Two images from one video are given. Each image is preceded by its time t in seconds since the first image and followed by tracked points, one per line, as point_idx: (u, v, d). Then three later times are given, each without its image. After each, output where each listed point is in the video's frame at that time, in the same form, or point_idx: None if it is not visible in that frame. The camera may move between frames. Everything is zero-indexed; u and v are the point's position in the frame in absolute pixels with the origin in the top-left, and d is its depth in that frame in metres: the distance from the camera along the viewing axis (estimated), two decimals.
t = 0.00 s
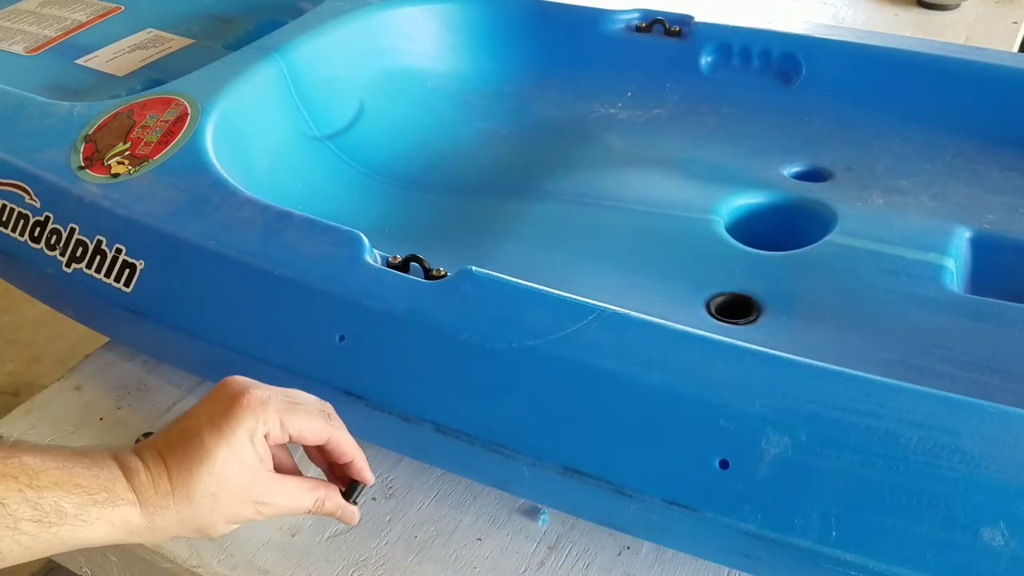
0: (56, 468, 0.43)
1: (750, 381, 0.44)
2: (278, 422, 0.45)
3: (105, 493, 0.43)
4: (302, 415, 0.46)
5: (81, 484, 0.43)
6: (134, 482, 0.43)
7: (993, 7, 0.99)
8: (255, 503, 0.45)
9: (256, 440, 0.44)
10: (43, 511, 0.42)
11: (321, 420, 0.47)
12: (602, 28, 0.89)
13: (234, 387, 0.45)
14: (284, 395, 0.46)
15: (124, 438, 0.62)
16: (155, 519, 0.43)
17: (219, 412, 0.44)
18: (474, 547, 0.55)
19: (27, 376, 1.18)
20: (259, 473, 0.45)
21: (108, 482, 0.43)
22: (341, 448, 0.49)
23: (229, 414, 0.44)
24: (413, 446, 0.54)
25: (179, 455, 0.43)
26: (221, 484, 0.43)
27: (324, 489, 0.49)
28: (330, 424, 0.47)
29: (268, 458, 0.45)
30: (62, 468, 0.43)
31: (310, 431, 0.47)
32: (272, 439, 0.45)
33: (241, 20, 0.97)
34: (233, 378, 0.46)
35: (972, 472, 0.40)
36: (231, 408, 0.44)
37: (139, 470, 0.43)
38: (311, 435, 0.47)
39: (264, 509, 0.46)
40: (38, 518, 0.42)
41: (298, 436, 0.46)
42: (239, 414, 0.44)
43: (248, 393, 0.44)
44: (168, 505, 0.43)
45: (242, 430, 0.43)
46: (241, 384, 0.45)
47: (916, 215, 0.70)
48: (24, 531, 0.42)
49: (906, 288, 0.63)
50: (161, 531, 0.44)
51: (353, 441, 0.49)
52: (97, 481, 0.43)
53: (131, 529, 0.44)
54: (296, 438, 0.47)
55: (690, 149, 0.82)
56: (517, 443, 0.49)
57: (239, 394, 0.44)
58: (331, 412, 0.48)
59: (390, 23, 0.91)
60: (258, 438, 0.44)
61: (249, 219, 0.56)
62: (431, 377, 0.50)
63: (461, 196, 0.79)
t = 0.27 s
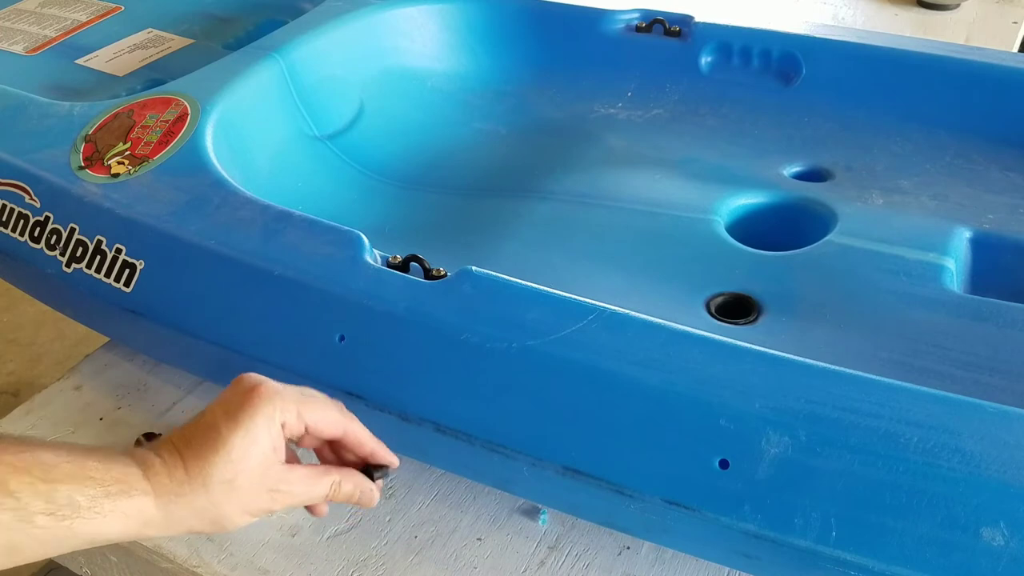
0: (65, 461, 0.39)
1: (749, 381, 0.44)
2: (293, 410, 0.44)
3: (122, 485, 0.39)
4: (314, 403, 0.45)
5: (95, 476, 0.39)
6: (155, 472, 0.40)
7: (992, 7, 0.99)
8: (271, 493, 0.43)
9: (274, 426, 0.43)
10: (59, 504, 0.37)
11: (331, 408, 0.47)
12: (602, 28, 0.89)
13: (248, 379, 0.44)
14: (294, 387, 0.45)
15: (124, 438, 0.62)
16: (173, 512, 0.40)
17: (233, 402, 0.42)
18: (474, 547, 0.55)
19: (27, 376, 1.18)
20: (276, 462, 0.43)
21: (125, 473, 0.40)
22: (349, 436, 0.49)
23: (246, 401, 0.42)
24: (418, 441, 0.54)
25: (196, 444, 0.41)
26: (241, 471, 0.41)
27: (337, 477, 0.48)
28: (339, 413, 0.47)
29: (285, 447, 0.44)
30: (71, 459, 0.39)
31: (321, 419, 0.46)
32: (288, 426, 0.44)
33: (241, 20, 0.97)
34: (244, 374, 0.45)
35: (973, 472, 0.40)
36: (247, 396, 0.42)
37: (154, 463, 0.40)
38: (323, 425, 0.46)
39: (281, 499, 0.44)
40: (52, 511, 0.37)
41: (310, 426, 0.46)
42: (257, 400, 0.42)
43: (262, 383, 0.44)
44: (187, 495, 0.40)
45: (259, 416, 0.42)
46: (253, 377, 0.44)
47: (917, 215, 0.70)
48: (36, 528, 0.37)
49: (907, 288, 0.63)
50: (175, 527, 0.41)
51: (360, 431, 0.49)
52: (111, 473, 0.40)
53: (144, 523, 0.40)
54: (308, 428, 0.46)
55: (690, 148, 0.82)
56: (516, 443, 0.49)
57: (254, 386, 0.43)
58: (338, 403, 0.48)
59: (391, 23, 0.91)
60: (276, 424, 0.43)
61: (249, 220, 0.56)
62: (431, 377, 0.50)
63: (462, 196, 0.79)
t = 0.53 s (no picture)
0: (86, 446, 0.40)
1: (749, 381, 0.44)
2: (323, 387, 0.39)
3: (138, 469, 0.39)
4: (351, 376, 0.40)
5: (110, 461, 0.40)
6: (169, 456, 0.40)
7: (992, 7, 0.99)
8: (305, 476, 0.40)
9: (300, 406, 0.39)
10: (73, 491, 0.39)
11: (366, 381, 0.41)
12: (602, 28, 0.89)
13: (279, 352, 0.40)
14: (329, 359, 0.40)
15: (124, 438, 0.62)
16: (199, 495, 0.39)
17: (260, 378, 0.39)
18: (474, 546, 0.55)
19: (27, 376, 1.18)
20: (308, 443, 0.40)
21: (142, 457, 0.40)
22: (393, 414, 0.43)
23: (271, 379, 0.39)
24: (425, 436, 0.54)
25: (225, 423, 0.39)
26: (267, 453, 0.39)
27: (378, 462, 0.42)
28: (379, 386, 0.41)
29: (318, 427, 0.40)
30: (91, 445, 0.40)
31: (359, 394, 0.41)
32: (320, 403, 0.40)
33: (241, 20, 0.97)
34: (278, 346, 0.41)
35: (973, 472, 0.40)
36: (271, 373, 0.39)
37: (182, 444, 0.40)
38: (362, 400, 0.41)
39: (317, 483, 0.41)
40: (69, 497, 0.39)
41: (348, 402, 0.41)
42: (281, 378, 0.38)
43: (291, 357, 0.39)
44: (210, 478, 0.39)
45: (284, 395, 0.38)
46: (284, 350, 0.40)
47: (917, 216, 0.70)
48: (54, 513, 0.39)
49: (907, 289, 0.63)
50: (209, 509, 0.40)
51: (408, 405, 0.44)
52: (130, 456, 0.40)
53: (169, 507, 0.40)
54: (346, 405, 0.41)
55: (690, 148, 0.82)
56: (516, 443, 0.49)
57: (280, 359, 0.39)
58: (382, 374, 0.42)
59: (391, 23, 0.91)
60: (303, 404, 0.39)
61: (249, 220, 0.56)
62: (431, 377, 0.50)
63: (462, 196, 0.79)
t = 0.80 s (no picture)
0: (109, 456, 0.40)
1: (749, 381, 0.44)
2: (348, 401, 0.39)
3: (162, 481, 0.39)
4: (376, 389, 0.40)
5: (135, 472, 0.39)
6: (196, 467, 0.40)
7: (992, 7, 0.99)
8: (325, 487, 0.40)
9: (325, 420, 0.39)
10: (95, 503, 0.39)
11: (391, 394, 0.40)
12: (602, 28, 0.89)
13: (304, 362, 0.40)
14: (354, 370, 0.40)
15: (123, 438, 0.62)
16: (220, 507, 0.39)
17: (284, 391, 0.38)
18: (474, 546, 0.55)
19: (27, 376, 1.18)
20: (330, 456, 0.40)
21: (168, 467, 0.40)
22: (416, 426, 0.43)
23: (295, 391, 0.38)
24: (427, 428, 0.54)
25: (248, 434, 0.39)
26: (289, 467, 0.39)
27: (401, 467, 0.42)
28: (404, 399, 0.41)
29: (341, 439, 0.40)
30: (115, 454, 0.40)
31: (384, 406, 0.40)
32: (344, 417, 0.39)
33: (241, 20, 0.97)
34: (303, 352, 0.41)
35: (974, 472, 0.40)
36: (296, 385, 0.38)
37: (206, 455, 0.39)
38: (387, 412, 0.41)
39: (337, 493, 0.41)
40: (92, 508, 0.39)
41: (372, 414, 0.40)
42: (306, 392, 0.38)
43: (316, 368, 0.39)
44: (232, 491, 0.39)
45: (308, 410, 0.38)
46: (309, 359, 0.40)
47: (917, 216, 0.70)
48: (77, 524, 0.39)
49: (907, 289, 0.63)
50: (229, 521, 0.40)
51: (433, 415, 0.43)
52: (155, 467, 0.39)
53: (192, 518, 0.40)
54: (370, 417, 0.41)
55: (690, 148, 0.82)
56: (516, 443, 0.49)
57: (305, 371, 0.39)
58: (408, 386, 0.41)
59: (391, 23, 0.91)
60: (327, 418, 0.38)
61: (249, 220, 0.56)
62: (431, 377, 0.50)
63: (462, 196, 0.79)
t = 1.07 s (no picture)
0: (110, 436, 0.40)
1: (749, 381, 0.44)
2: (346, 369, 0.41)
3: (164, 457, 0.40)
4: (373, 359, 0.41)
5: (135, 449, 0.40)
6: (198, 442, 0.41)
7: (993, 7, 0.99)
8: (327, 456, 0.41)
9: (326, 388, 0.40)
10: (98, 480, 0.39)
11: (386, 362, 0.42)
12: (602, 28, 0.89)
13: (301, 338, 0.41)
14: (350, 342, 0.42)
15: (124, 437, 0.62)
16: (224, 481, 0.40)
17: (284, 364, 0.40)
18: (474, 547, 0.55)
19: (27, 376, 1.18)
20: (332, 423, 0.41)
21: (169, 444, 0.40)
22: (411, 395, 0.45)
23: (293, 364, 0.40)
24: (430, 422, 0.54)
25: (250, 408, 0.40)
26: (292, 435, 0.40)
27: (395, 422, 0.43)
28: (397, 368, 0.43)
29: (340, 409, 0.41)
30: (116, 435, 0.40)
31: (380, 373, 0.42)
32: (344, 387, 0.41)
33: (241, 20, 0.97)
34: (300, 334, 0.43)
35: (974, 472, 0.40)
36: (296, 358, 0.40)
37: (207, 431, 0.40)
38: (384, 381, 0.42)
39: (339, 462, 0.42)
40: (95, 486, 0.39)
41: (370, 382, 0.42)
42: (307, 363, 0.40)
43: (315, 344, 0.41)
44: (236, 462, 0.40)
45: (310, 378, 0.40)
46: (306, 337, 0.42)
47: (917, 216, 0.70)
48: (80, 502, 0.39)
49: (907, 289, 0.63)
50: (230, 497, 0.41)
51: (431, 372, 0.45)
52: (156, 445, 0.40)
53: (195, 494, 0.40)
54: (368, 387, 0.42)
55: (690, 148, 0.82)
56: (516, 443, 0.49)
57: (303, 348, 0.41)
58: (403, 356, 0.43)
59: (391, 23, 0.91)
60: (328, 386, 0.40)
61: (249, 220, 0.56)
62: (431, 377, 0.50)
63: (462, 196, 0.79)
